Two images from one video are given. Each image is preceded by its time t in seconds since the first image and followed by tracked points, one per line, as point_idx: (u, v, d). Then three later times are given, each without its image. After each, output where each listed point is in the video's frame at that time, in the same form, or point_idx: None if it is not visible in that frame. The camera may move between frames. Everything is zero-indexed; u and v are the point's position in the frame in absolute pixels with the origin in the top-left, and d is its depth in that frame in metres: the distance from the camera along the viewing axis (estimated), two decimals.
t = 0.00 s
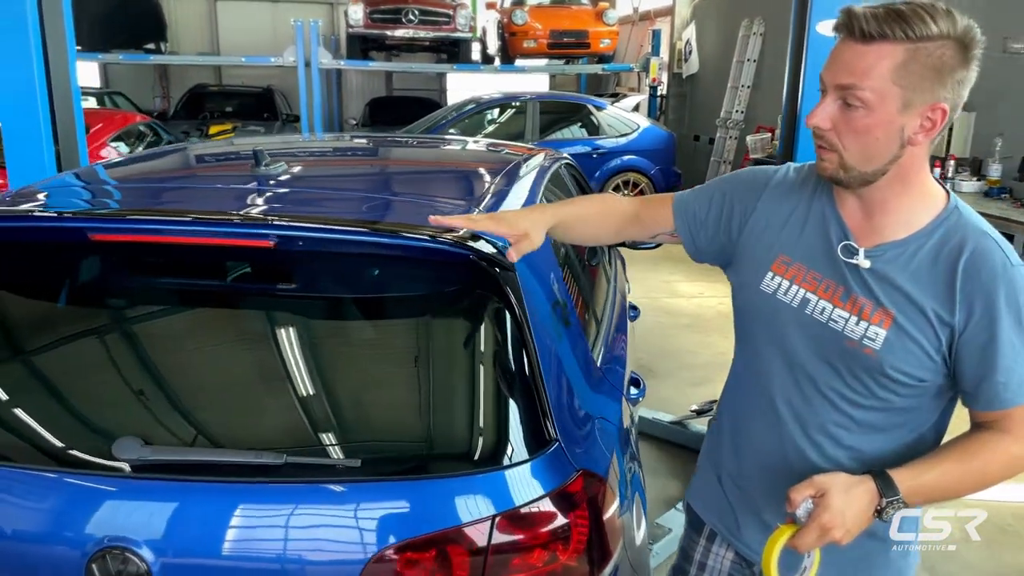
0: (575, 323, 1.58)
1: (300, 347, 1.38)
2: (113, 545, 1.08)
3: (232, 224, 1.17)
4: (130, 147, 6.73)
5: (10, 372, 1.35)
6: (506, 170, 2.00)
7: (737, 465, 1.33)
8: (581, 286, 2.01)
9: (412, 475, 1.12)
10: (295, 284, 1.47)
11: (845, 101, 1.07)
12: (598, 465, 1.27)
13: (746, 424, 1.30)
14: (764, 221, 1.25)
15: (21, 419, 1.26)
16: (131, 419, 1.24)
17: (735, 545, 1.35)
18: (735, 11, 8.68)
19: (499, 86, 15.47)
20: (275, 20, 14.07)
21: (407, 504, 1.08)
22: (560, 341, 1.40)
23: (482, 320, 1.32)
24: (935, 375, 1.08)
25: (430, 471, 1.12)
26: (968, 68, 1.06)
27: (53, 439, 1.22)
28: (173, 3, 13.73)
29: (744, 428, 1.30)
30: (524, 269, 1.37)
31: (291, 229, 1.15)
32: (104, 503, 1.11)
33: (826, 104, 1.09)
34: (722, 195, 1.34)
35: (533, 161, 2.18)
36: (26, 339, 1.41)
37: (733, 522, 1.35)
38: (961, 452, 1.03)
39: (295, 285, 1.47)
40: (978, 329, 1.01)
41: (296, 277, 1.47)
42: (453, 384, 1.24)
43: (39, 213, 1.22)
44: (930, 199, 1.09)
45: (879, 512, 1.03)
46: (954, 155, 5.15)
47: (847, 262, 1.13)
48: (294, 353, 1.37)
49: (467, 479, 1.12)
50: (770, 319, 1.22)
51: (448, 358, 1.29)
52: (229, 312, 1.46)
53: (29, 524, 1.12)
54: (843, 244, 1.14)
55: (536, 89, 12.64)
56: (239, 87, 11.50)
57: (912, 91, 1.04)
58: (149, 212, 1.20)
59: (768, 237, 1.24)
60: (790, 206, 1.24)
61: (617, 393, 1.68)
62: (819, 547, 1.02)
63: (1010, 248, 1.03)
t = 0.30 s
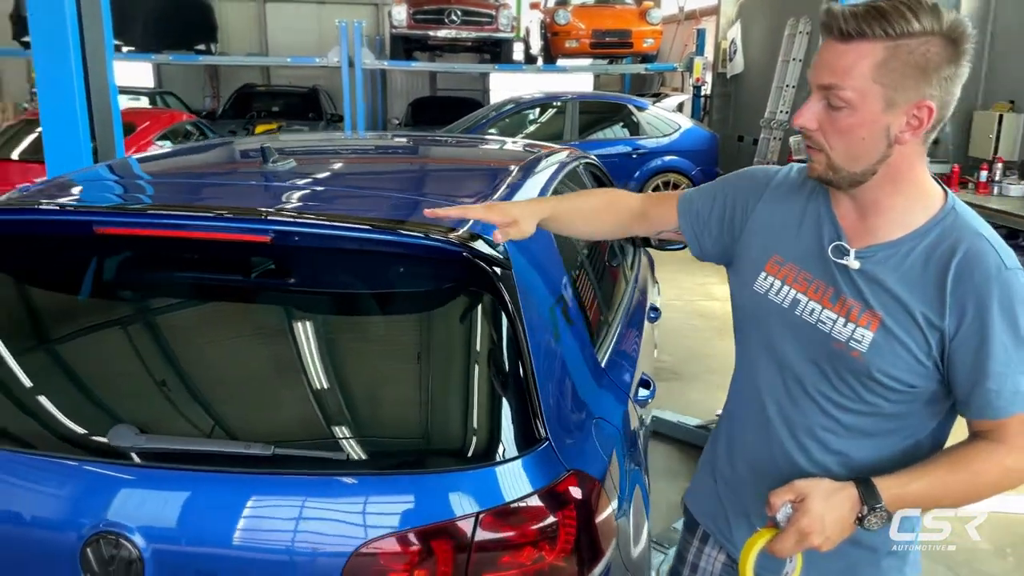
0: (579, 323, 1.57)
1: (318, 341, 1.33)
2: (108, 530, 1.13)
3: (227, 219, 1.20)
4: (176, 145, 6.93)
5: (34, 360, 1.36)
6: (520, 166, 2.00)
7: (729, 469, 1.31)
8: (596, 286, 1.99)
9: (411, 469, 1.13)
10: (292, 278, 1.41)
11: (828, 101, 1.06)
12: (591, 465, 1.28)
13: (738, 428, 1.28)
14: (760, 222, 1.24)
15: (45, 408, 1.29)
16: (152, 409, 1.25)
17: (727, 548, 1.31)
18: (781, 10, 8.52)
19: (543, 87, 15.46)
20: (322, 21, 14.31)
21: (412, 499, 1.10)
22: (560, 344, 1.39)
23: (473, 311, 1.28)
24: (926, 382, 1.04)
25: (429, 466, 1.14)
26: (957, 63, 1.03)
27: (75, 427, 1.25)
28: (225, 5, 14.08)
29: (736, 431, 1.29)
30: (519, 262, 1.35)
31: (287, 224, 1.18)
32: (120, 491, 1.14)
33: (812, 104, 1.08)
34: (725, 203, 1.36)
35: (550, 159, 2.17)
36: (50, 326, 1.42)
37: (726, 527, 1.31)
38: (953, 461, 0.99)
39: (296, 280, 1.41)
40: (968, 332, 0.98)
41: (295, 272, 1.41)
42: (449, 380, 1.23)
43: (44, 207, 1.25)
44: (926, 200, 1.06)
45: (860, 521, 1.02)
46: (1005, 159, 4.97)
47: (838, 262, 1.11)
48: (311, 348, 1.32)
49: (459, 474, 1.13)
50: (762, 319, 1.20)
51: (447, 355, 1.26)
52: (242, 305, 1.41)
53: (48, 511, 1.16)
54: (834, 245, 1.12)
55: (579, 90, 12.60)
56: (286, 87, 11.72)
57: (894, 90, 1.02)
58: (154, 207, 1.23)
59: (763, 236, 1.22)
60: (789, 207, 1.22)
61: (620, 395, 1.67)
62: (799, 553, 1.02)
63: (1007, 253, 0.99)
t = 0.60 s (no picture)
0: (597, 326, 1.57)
1: (347, 337, 1.33)
2: (121, 515, 1.15)
3: (239, 215, 1.23)
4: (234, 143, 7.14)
5: (76, 350, 1.40)
6: (551, 165, 2.00)
7: (743, 472, 1.35)
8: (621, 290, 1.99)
9: (420, 466, 1.14)
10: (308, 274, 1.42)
11: (837, 109, 1.09)
12: (597, 468, 1.27)
13: (751, 432, 1.33)
14: (779, 230, 1.28)
15: (84, 397, 1.32)
16: (187, 400, 1.28)
17: (738, 558, 1.37)
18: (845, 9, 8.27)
19: (598, 87, 15.35)
20: (381, 22, 14.52)
21: (422, 495, 1.11)
22: (572, 347, 1.39)
23: (486, 313, 1.28)
24: (939, 395, 1.08)
25: (438, 463, 1.15)
26: (970, 71, 1.05)
27: (113, 414, 1.28)
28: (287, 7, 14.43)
29: (750, 435, 1.33)
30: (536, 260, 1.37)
31: (301, 221, 1.20)
32: (154, 480, 1.16)
33: (823, 110, 1.12)
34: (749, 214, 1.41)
35: (582, 159, 2.17)
36: (97, 317, 1.46)
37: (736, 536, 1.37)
38: (970, 482, 1.03)
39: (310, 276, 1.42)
40: (982, 347, 1.01)
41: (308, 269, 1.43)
42: (458, 379, 1.24)
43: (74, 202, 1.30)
44: (946, 209, 1.08)
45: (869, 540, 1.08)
46: None
47: (851, 269, 1.15)
48: (341, 342, 1.33)
49: (462, 472, 1.14)
50: (776, 325, 1.25)
51: (457, 352, 1.27)
52: (268, 301, 1.43)
53: (83, 498, 1.18)
54: (848, 252, 1.16)
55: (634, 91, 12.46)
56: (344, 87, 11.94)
57: (903, 95, 1.05)
58: (177, 203, 1.27)
59: (779, 244, 1.27)
60: (810, 213, 1.26)
61: (639, 398, 1.64)
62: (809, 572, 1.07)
63: None
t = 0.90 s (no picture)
0: (625, 329, 1.55)
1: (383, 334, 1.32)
2: (150, 502, 1.19)
3: (265, 213, 1.23)
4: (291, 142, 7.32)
5: (125, 342, 1.43)
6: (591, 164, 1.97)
7: (769, 478, 1.34)
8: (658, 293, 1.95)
9: (444, 464, 1.15)
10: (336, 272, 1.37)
11: (878, 109, 1.06)
12: (620, 473, 1.26)
13: (777, 437, 1.31)
14: (812, 232, 1.25)
15: (131, 387, 1.36)
16: (224, 389, 1.30)
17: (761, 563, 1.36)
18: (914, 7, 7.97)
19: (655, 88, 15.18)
20: (439, 23, 14.67)
21: (445, 493, 1.12)
22: (595, 350, 1.38)
23: (511, 310, 1.26)
24: (971, 406, 1.05)
25: (462, 463, 1.15)
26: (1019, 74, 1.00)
27: (155, 401, 1.31)
28: (349, 9, 14.71)
29: (776, 440, 1.31)
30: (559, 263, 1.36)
31: (327, 222, 1.20)
32: (194, 472, 1.18)
33: (863, 110, 1.08)
34: (785, 218, 1.37)
35: (623, 159, 2.14)
36: (143, 304, 1.47)
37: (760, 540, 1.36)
38: (995, 496, 0.99)
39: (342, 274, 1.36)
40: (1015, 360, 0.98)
41: (339, 265, 1.37)
42: (483, 381, 1.23)
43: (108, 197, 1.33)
44: (986, 214, 1.05)
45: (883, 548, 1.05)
46: None
47: (885, 274, 1.12)
48: (379, 351, 1.31)
49: (485, 472, 1.14)
50: (805, 328, 1.22)
51: (481, 352, 1.26)
52: (298, 297, 1.39)
53: (126, 487, 1.21)
54: (882, 255, 1.13)
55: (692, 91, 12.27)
56: (401, 88, 12.10)
57: (948, 98, 1.01)
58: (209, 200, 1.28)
59: (813, 245, 1.24)
60: (844, 214, 1.22)
61: (671, 404, 1.62)
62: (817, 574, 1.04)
63: None
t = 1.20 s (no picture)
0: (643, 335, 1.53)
1: (406, 338, 1.32)
2: (157, 498, 1.21)
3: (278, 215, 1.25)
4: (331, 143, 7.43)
5: (153, 338, 1.45)
6: (615, 168, 1.96)
7: (785, 490, 1.32)
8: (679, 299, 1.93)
9: (450, 468, 1.15)
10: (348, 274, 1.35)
11: (895, 114, 1.05)
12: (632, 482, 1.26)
13: (792, 448, 1.29)
14: (829, 239, 1.23)
15: (158, 384, 1.37)
16: (247, 388, 1.32)
17: None
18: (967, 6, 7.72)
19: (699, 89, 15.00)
20: (482, 25, 14.73)
21: (452, 496, 1.12)
22: (608, 355, 1.36)
23: (520, 315, 1.25)
24: (989, 422, 1.02)
25: (468, 468, 1.15)
26: None
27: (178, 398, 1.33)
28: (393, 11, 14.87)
29: (792, 451, 1.29)
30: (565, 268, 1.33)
31: (337, 225, 1.21)
32: (214, 471, 1.20)
33: (879, 116, 1.08)
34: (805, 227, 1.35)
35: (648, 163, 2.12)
36: (172, 298, 1.48)
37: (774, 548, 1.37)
38: (1003, 515, 0.95)
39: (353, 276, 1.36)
40: None
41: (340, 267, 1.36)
42: (491, 386, 1.23)
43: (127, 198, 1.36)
44: (1008, 224, 1.02)
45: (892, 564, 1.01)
46: None
47: (902, 284, 1.10)
48: (401, 350, 1.31)
49: (493, 478, 1.14)
50: (820, 339, 1.20)
51: (491, 357, 1.25)
52: (306, 297, 1.39)
53: (148, 484, 1.23)
54: (900, 264, 1.11)
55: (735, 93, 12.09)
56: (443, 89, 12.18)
57: (967, 102, 1.00)
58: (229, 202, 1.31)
59: (831, 253, 1.22)
60: (862, 222, 1.20)
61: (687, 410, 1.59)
62: None
63: None
